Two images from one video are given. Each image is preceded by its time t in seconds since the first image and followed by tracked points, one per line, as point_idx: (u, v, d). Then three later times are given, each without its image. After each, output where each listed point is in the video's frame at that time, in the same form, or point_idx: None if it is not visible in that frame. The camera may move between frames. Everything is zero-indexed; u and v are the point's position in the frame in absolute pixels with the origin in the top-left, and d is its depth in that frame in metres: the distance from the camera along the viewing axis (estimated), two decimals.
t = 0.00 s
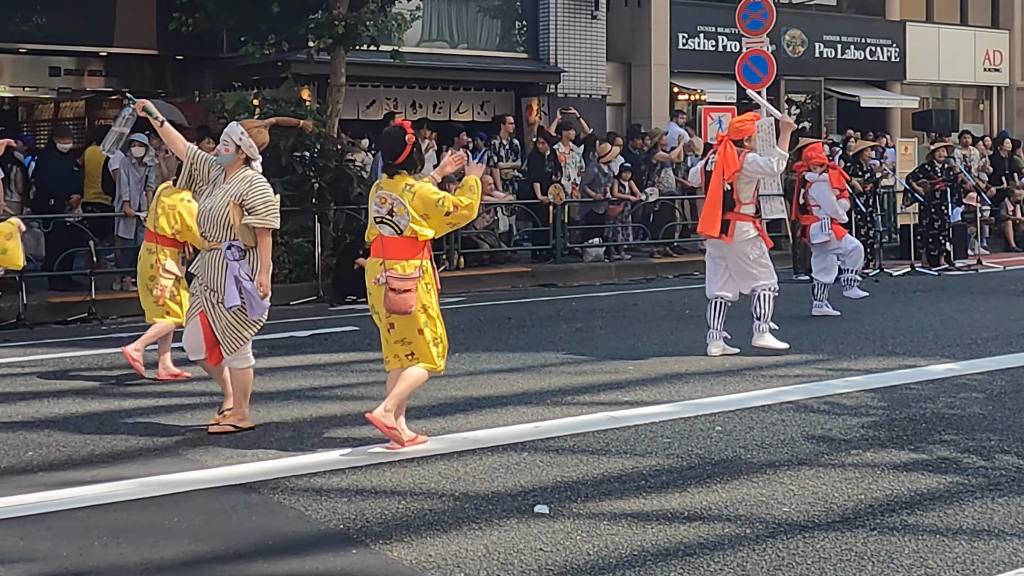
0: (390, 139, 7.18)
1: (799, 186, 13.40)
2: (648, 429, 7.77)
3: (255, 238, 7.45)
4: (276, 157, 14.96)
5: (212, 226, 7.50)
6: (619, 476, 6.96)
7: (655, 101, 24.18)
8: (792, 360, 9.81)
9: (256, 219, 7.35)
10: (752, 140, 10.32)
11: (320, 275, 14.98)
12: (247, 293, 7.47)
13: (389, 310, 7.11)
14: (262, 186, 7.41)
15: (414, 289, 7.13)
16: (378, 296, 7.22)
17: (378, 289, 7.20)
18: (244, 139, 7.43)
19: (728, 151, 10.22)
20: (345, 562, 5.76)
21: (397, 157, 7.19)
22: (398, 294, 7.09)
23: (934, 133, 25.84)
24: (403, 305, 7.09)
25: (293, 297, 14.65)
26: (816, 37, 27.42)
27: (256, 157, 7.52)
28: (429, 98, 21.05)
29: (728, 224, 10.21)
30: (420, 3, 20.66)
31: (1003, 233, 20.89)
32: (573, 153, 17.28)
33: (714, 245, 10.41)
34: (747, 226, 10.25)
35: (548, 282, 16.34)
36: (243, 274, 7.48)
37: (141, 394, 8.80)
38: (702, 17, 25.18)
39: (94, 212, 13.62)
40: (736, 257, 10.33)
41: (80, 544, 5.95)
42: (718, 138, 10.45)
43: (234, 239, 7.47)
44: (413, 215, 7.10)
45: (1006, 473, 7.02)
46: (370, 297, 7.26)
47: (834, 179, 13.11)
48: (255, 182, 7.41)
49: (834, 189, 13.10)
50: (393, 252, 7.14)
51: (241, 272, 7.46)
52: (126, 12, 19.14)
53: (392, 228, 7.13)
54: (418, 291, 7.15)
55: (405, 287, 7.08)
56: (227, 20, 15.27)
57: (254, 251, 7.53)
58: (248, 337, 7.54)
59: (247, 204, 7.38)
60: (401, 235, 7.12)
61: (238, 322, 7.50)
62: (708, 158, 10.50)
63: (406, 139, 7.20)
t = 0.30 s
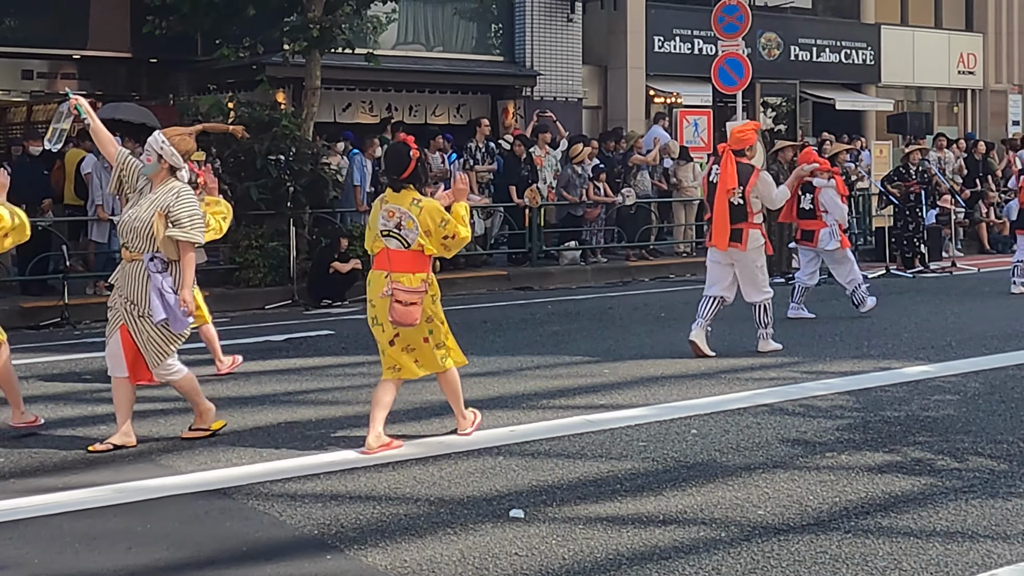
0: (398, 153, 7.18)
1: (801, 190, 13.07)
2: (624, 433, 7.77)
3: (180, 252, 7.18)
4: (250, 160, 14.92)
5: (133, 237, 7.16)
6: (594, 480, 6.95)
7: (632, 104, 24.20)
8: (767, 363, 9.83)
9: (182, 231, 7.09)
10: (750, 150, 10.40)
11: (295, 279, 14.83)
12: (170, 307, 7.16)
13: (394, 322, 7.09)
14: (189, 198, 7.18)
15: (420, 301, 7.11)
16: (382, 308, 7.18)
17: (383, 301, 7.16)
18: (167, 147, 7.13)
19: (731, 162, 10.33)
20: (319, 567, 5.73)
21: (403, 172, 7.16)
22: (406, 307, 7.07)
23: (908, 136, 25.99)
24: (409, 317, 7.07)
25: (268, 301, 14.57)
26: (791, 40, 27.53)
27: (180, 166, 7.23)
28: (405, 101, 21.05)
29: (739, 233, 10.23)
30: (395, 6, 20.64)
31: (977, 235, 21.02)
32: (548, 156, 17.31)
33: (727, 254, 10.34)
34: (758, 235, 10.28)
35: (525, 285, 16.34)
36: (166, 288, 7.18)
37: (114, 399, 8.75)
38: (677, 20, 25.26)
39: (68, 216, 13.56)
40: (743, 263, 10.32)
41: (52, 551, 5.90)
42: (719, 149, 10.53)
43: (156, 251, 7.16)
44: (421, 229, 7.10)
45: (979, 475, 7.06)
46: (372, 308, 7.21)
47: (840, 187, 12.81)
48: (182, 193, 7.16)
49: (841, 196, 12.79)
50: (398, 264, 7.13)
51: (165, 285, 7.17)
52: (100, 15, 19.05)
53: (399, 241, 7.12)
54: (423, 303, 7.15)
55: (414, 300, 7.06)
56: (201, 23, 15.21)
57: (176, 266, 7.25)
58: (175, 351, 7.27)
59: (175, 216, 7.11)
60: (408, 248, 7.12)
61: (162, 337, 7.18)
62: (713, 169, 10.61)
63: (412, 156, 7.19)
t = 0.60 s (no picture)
0: (403, 150, 7.44)
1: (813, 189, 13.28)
2: (600, 436, 7.77)
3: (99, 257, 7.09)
4: (227, 163, 14.97)
5: (61, 240, 7.18)
6: (571, 483, 6.95)
7: (608, 107, 24.23)
8: (744, 365, 9.86)
9: (99, 237, 6.96)
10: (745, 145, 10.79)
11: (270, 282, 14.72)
12: (87, 313, 7.10)
13: (415, 315, 7.34)
14: (112, 203, 6.99)
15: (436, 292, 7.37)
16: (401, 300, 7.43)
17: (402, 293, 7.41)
18: (89, 148, 6.96)
19: (733, 156, 10.66)
20: (294, 572, 5.70)
21: (413, 168, 7.45)
22: (422, 299, 7.32)
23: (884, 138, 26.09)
24: (428, 309, 7.33)
25: (243, 305, 14.49)
26: (767, 43, 27.63)
27: (110, 168, 7.05)
28: (381, 103, 21.01)
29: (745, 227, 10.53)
30: (372, 9, 20.61)
31: (952, 237, 21.11)
32: (526, 159, 17.06)
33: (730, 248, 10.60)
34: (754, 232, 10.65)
35: (501, 288, 16.34)
36: (83, 293, 7.11)
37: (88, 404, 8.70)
38: (654, 23, 25.31)
39: (43, 219, 13.49)
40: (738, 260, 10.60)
41: (25, 556, 5.86)
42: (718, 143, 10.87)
43: (78, 255, 7.14)
44: (435, 221, 7.38)
45: (954, 476, 7.08)
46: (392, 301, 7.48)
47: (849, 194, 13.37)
48: (104, 198, 6.97)
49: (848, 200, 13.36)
50: (413, 259, 7.39)
51: (80, 290, 7.10)
52: (74, 18, 18.95)
53: (412, 235, 7.39)
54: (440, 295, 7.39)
55: (429, 291, 7.32)
56: (176, 25, 15.16)
57: (101, 271, 7.17)
58: (72, 354, 7.05)
59: (94, 220, 6.98)
60: (422, 241, 7.38)
61: (71, 341, 7.06)
62: (712, 161, 10.83)
63: (417, 151, 7.47)
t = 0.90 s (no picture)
0: (392, 142, 7.46)
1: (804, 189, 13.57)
2: (577, 439, 7.77)
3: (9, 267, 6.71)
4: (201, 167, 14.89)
5: None
6: (547, 487, 6.95)
7: (585, 110, 24.26)
8: (720, 368, 9.87)
9: None
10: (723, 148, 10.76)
11: (246, 286, 14.67)
12: None
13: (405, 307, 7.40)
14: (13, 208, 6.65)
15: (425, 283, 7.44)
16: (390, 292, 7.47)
17: (391, 286, 7.46)
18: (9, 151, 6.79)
19: (712, 159, 10.66)
20: None
21: (402, 159, 7.48)
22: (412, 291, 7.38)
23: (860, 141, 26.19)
24: (417, 300, 7.38)
25: (219, 308, 14.43)
26: (744, 46, 27.72)
27: (26, 169, 6.83)
28: (358, 106, 20.98)
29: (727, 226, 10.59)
30: (349, 12, 20.59)
31: (928, 240, 21.19)
32: (502, 163, 17.28)
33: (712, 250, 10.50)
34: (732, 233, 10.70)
35: (478, 291, 16.34)
36: None
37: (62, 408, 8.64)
38: (631, 26, 25.35)
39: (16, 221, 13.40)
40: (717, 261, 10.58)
41: None
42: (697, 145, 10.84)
43: None
44: (424, 212, 7.46)
45: (929, 479, 7.11)
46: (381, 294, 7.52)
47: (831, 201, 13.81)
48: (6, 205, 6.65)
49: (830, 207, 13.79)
50: (402, 251, 7.45)
51: None
52: (49, 19, 18.86)
53: (401, 227, 7.44)
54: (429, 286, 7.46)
55: (419, 283, 7.38)
56: (151, 27, 15.10)
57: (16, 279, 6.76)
58: None
59: None
60: (411, 233, 7.45)
61: None
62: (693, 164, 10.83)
63: (408, 142, 7.49)
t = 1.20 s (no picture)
0: (353, 158, 7.47)
1: (757, 195, 12.96)
2: (554, 442, 7.77)
3: None
4: (177, 169, 14.77)
5: None
6: (524, 489, 6.94)
7: (563, 112, 24.28)
8: (696, 370, 9.89)
9: None
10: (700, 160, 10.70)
11: (222, 289, 14.63)
12: None
13: (378, 322, 7.34)
14: None
15: (398, 298, 7.38)
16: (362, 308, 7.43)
17: (363, 301, 7.43)
18: None
19: (680, 163, 10.57)
20: None
21: (364, 175, 7.47)
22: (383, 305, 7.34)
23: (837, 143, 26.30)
24: (389, 314, 7.32)
25: (195, 311, 14.38)
26: (721, 48, 27.81)
27: None
28: (335, 108, 20.95)
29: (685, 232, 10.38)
30: (325, 14, 20.54)
31: (904, 242, 21.28)
32: (480, 165, 17.22)
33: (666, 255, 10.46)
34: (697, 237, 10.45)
35: (455, 293, 16.33)
36: None
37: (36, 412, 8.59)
38: (608, 28, 25.38)
39: None
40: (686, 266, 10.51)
41: None
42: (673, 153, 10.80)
43: None
44: (390, 226, 7.42)
45: (904, 479, 7.13)
46: (353, 310, 7.48)
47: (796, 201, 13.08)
48: None
49: (794, 209, 13.07)
50: (372, 266, 7.41)
51: None
52: (23, 21, 18.76)
53: (369, 242, 7.41)
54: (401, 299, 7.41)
55: (390, 297, 7.33)
56: (126, 29, 15.04)
57: None
58: None
59: None
60: (380, 248, 7.40)
61: None
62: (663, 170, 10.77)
63: (368, 158, 7.49)
